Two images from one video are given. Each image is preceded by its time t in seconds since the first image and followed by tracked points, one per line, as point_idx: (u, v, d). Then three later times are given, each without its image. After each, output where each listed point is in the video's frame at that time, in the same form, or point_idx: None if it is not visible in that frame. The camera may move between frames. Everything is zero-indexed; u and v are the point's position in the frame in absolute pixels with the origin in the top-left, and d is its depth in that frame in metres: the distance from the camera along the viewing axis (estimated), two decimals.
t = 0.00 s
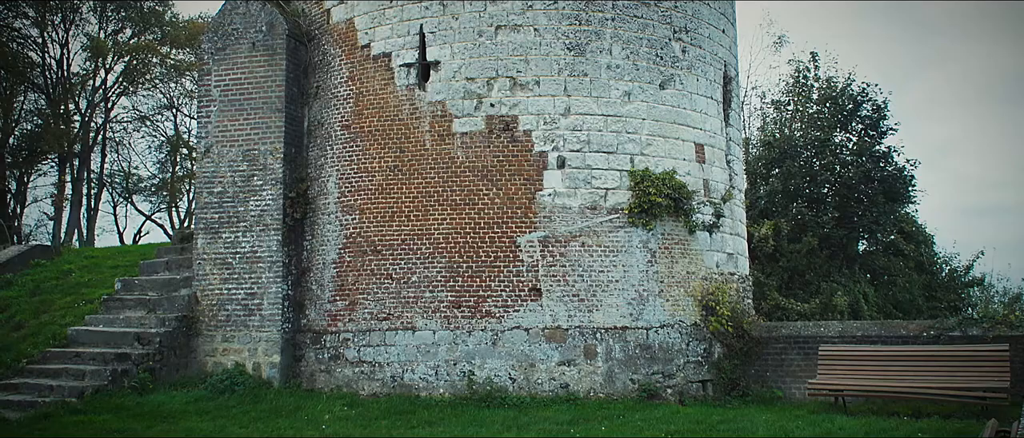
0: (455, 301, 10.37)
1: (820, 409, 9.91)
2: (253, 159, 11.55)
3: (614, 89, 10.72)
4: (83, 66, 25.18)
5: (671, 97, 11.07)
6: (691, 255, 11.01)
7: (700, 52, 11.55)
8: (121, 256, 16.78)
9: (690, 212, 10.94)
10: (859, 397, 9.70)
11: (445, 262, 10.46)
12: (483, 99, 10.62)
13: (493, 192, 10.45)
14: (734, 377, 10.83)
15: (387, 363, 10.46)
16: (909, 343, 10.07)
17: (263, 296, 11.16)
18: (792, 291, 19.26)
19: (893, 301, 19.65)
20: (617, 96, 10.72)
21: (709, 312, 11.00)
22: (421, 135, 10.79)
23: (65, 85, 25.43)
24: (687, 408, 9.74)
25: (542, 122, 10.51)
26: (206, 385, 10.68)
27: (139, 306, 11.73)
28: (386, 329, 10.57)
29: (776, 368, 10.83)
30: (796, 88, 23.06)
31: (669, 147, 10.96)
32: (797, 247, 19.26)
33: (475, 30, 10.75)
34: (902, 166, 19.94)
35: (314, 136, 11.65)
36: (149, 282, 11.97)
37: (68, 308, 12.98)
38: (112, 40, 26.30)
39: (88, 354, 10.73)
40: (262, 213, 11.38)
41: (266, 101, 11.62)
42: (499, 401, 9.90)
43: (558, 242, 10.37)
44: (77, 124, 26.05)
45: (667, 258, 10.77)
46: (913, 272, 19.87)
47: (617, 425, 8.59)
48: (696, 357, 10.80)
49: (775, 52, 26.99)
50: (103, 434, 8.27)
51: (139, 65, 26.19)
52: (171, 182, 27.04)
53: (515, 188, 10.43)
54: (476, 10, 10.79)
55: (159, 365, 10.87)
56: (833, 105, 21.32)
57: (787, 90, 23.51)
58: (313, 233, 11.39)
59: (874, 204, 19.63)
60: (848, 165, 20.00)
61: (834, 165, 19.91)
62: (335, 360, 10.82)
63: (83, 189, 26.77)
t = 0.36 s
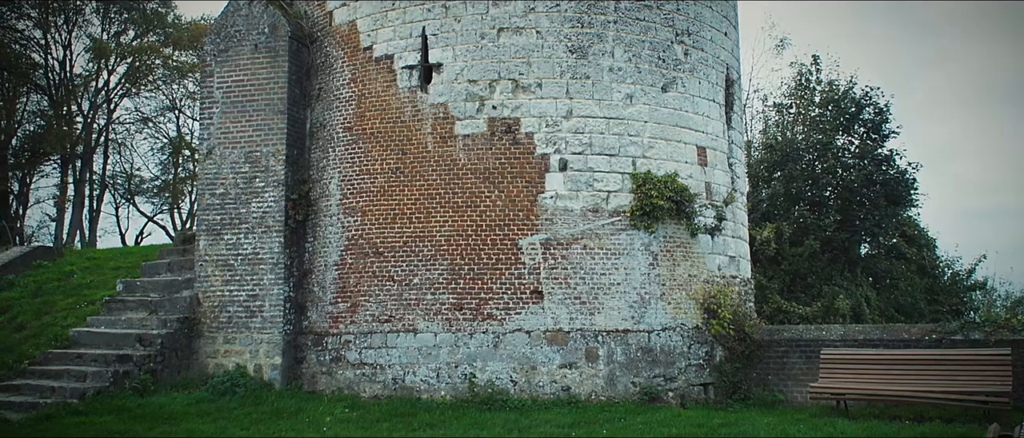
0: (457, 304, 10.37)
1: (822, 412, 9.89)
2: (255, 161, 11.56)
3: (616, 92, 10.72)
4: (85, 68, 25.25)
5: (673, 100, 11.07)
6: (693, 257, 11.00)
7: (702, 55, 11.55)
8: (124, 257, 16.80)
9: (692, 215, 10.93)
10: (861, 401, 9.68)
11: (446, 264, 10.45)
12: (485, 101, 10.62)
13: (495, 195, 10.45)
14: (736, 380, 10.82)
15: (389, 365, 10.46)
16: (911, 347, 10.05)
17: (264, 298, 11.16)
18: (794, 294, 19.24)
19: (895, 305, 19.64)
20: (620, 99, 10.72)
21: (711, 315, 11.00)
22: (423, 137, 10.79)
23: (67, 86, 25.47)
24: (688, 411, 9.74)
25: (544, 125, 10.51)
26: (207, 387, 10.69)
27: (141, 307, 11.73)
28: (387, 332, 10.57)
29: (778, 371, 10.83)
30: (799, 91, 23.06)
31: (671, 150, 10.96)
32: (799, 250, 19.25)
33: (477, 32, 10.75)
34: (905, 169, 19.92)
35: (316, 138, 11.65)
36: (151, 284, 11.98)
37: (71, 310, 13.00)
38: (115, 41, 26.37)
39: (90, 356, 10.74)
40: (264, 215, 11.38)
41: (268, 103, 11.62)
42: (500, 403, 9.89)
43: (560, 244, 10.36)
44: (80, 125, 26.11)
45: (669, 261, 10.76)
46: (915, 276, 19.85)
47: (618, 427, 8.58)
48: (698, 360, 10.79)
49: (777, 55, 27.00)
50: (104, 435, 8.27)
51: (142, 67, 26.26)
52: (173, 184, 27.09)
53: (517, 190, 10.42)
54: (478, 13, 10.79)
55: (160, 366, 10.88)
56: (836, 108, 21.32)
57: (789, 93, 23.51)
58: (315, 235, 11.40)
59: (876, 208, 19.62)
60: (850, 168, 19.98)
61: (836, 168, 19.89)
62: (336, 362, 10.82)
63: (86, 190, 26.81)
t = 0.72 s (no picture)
0: (458, 306, 10.37)
1: (823, 416, 9.88)
2: (256, 163, 11.56)
3: (618, 94, 10.71)
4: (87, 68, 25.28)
5: (675, 103, 11.07)
6: (694, 260, 10.99)
7: (704, 57, 11.55)
8: (125, 258, 16.80)
9: (693, 217, 10.92)
10: (862, 405, 9.67)
11: (447, 266, 10.45)
12: (486, 103, 10.61)
13: (496, 197, 10.45)
14: (737, 383, 10.82)
15: (389, 367, 10.45)
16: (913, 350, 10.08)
17: (265, 299, 11.15)
18: (795, 297, 19.22)
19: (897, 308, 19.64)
20: (621, 101, 10.72)
21: (712, 318, 10.99)
22: (424, 139, 10.79)
23: (70, 87, 25.48)
24: (689, 414, 9.73)
25: (546, 127, 10.50)
26: (208, 388, 10.68)
27: (142, 308, 11.73)
28: (388, 334, 10.57)
29: (779, 374, 10.80)
30: (800, 94, 23.06)
31: (673, 153, 10.95)
32: (800, 253, 19.24)
33: (479, 34, 10.75)
34: (906, 172, 19.91)
35: (318, 139, 11.66)
36: (152, 285, 11.99)
37: (72, 311, 13.00)
38: (117, 42, 26.40)
39: (91, 357, 10.74)
40: (265, 216, 11.38)
41: (270, 105, 11.63)
42: (501, 406, 9.88)
43: (561, 246, 10.35)
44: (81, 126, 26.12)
45: (671, 264, 10.75)
46: (916, 279, 19.83)
47: (619, 430, 8.57)
48: (699, 363, 10.78)
49: (779, 58, 27.00)
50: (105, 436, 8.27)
51: (144, 68, 26.30)
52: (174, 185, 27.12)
53: (518, 193, 10.42)
54: (480, 15, 10.79)
55: (161, 367, 10.88)
56: (837, 111, 21.31)
57: (791, 96, 23.51)
58: (316, 237, 11.40)
59: (878, 211, 19.62)
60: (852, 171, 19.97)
61: (838, 171, 19.88)
62: (337, 364, 10.81)
63: (88, 191, 26.81)
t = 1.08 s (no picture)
0: (458, 312, 10.36)
1: (824, 422, 9.86)
2: (257, 168, 11.57)
3: (619, 101, 10.73)
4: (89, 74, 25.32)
5: (675, 109, 11.08)
6: (695, 266, 10.98)
7: (704, 64, 11.57)
8: (125, 264, 16.80)
9: (694, 223, 10.92)
10: (864, 411, 9.66)
11: (448, 272, 10.45)
12: (487, 110, 10.63)
13: (497, 203, 10.45)
14: (738, 389, 10.81)
15: (390, 373, 10.45)
16: (915, 357, 10.02)
17: (266, 305, 11.16)
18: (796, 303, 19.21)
19: (898, 314, 19.63)
20: (622, 108, 10.73)
21: (713, 324, 10.98)
22: (425, 145, 10.80)
23: (72, 92, 25.30)
24: (690, 420, 9.72)
25: (547, 133, 10.51)
26: (209, 394, 10.68)
27: (142, 314, 11.74)
28: (388, 339, 10.57)
29: (780, 381, 10.81)
30: (801, 100, 23.08)
31: (674, 159, 10.96)
32: (801, 259, 19.24)
33: (480, 41, 10.77)
34: (907, 178, 19.91)
35: (318, 145, 11.68)
36: (153, 291, 12.00)
37: (72, 316, 13.00)
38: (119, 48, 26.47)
39: (91, 362, 10.75)
40: (266, 222, 11.39)
41: (271, 111, 11.65)
42: (501, 412, 9.87)
43: (562, 253, 10.36)
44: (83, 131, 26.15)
45: (671, 270, 10.75)
46: (917, 285, 19.82)
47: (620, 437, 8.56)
48: (700, 370, 10.77)
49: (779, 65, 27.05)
50: None
51: (145, 73, 26.36)
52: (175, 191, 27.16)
53: (519, 199, 10.42)
54: (481, 21, 10.81)
55: (162, 373, 10.88)
56: (838, 117, 21.32)
57: (791, 102, 23.53)
58: (317, 242, 11.41)
59: (878, 217, 19.63)
60: (853, 177, 19.98)
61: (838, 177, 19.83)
62: (337, 370, 10.81)
63: (89, 196, 26.81)
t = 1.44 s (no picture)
0: (459, 328, 10.35)
1: None
2: (259, 185, 11.59)
3: (619, 117, 10.76)
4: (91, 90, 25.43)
5: (676, 125, 11.11)
6: (696, 282, 10.97)
7: (704, 80, 11.61)
8: (126, 280, 16.79)
9: (695, 239, 10.93)
10: (867, 429, 9.61)
11: (449, 289, 10.45)
12: (488, 126, 10.66)
13: (498, 219, 10.46)
14: (739, 406, 10.79)
15: (391, 389, 10.43)
16: (917, 373, 10.05)
17: (267, 321, 11.14)
18: (797, 319, 19.16)
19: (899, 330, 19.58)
20: (622, 124, 10.76)
21: (714, 340, 10.95)
22: (426, 161, 10.83)
23: (74, 108, 25.67)
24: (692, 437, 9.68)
25: (547, 150, 10.54)
26: (209, 411, 10.66)
27: (143, 330, 11.73)
28: (389, 356, 10.56)
29: (781, 397, 10.79)
30: (801, 115, 23.13)
31: (674, 175, 10.98)
32: (802, 274, 19.23)
33: (481, 58, 10.81)
34: (908, 193, 19.92)
35: (320, 162, 11.71)
36: (154, 307, 12.00)
37: (73, 332, 13.00)
38: (121, 64, 26.60)
39: (92, 379, 10.74)
40: (268, 238, 11.40)
41: (273, 127, 11.69)
42: (502, 429, 9.84)
43: (563, 269, 10.36)
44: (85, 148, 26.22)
45: (672, 286, 10.74)
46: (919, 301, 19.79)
47: None
48: (702, 386, 10.74)
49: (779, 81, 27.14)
50: None
51: (147, 90, 26.48)
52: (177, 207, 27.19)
53: (520, 215, 10.44)
54: (482, 38, 10.85)
55: (162, 389, 10.87)
56: (838, 133, 21.36)
57: (792, 118, 23.59)
58: (318, 259, 11.42)
59: (879, 232, 19.67)
60: (853, 192, 20.00)
61: (838, 192, 20.00)
62: (338, 386, 10.79)
63: (90, 212, 26.82)
